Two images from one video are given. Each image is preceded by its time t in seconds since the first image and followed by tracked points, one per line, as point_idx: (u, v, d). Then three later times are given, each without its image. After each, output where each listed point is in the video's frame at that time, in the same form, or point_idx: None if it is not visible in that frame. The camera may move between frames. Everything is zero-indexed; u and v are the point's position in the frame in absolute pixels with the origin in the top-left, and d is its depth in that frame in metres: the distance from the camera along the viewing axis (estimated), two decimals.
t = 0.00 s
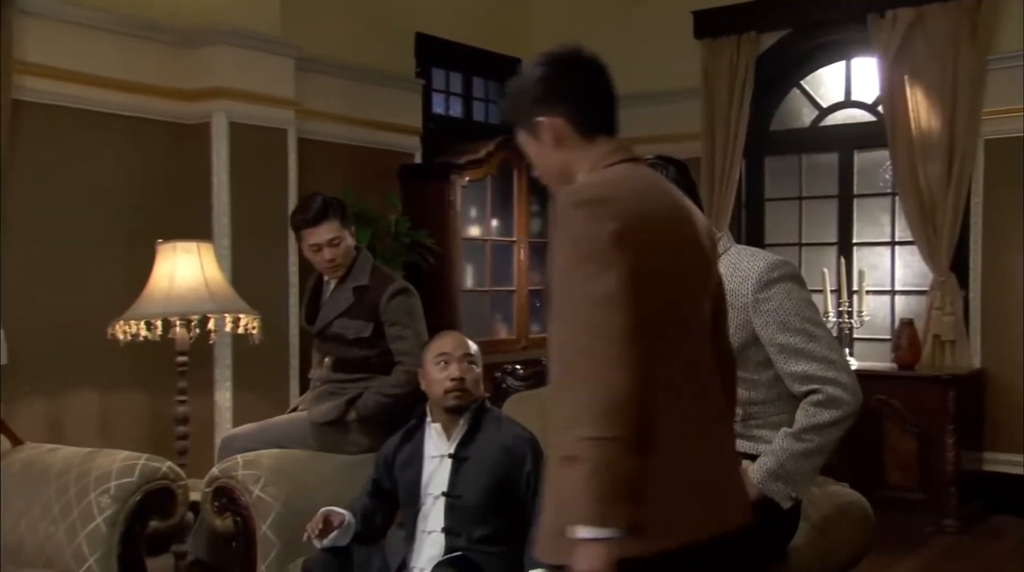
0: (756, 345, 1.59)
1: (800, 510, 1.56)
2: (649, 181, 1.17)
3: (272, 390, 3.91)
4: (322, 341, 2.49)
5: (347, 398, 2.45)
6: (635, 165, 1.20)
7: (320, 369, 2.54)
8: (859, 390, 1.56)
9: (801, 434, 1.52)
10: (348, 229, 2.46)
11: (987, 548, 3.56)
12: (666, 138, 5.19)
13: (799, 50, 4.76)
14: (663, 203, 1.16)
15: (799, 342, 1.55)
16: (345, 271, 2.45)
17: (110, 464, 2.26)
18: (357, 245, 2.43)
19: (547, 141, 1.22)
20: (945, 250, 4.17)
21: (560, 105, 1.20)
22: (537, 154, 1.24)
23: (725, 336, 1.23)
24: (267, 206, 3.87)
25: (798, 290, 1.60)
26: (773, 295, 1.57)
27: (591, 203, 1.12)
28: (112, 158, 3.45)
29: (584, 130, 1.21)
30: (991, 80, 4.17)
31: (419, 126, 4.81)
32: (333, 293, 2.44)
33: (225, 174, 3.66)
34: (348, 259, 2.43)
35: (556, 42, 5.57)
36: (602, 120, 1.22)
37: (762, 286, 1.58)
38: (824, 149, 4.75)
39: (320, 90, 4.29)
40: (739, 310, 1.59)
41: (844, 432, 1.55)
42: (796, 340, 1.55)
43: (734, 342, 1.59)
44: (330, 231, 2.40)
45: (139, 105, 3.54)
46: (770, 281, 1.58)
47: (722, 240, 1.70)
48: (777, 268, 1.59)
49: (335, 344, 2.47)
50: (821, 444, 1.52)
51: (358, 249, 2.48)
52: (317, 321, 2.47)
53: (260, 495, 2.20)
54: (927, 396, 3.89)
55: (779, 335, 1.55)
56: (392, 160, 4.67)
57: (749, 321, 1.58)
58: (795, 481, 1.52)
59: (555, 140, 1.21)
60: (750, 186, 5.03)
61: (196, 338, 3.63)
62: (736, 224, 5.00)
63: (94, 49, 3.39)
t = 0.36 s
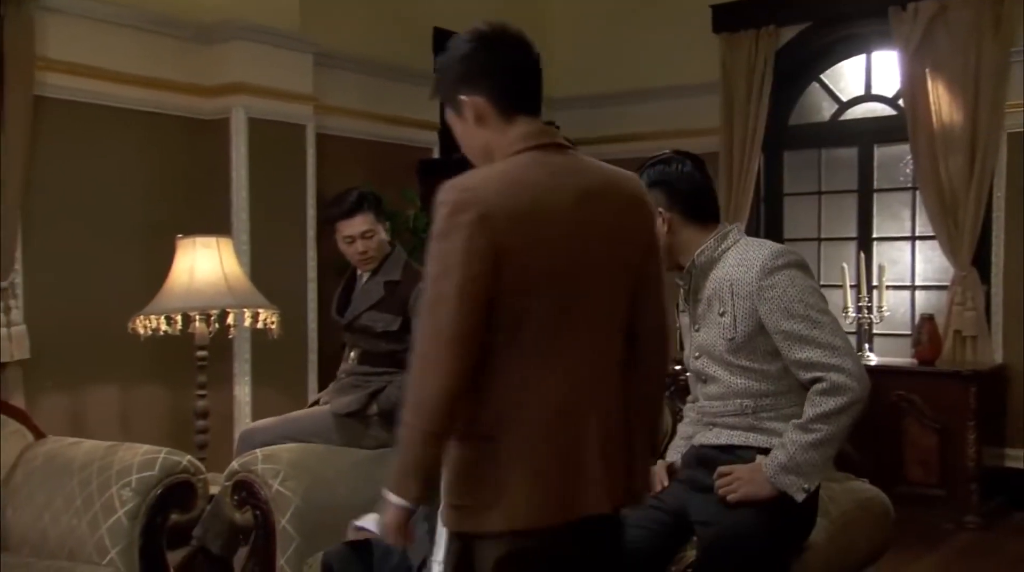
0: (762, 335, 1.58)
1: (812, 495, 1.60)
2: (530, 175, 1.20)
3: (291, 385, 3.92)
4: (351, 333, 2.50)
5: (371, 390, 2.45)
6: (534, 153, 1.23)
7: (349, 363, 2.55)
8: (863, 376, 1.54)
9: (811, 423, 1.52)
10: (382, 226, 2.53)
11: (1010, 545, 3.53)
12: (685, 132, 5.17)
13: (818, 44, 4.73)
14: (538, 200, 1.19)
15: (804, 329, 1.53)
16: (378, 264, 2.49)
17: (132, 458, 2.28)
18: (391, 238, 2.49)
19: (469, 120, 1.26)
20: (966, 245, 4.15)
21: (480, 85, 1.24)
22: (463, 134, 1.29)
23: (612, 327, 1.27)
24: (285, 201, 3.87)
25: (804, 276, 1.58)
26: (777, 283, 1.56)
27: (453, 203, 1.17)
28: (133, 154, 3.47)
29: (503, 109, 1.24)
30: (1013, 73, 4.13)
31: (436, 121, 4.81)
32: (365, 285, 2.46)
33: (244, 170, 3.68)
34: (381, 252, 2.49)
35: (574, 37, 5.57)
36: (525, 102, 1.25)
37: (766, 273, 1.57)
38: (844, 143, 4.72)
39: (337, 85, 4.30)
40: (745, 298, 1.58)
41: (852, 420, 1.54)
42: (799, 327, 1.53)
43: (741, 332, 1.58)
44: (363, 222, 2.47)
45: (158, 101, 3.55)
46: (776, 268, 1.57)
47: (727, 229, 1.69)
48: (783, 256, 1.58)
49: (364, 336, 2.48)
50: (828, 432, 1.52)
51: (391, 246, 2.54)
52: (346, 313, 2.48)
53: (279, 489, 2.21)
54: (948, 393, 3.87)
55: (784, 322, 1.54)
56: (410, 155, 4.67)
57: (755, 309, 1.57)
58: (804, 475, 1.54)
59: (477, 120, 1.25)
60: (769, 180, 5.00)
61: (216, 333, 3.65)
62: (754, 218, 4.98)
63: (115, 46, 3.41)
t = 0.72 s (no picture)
0: (778, 327, 1.57)
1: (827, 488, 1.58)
2: (482, 176, 1.36)
3: (307, 378, 3.93)
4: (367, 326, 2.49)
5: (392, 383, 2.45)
6: (484, 154, 1.38)
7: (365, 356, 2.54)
8: (880, 365, 1.53)
9: (828, 414, 1.51)
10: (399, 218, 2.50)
11: None
12: (702, 125, 5.15)
13: (837, 35, 4.70)
14: (487, 200, 1.35)
15: (819, 320, 1.52)
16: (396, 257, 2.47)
17: (150, 451, 2.29)
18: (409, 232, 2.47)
19: (422, 124, 1.42)
20: (985, 239, 4.11)
21: (432, 90, 1.39)
22: (419, 136, 1.44)
23: (560, 317, 1.42)
24: (302, 195, 3.88)
25: (819, 267, 1.57)
26: (791, 274, 1.55)
27: (409, 201, 1.33)
28: (150, 148, 3.48)
29: (453, 111, 1.40)
30: None
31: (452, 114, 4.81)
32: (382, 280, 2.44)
33: (261, 163, 3.69)
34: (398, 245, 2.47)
35: (590, 30, 5.56)
36: (474, 106, 1.41)
37: (780, 265, 1.56)
38: (862, 136, 4.69)
39: (353, 78, 4.30)
40: (759, 291, 1.57)
41: (869, 410, 1.52)
42: (813, 317, 1.52)
43: (755, 325, 1.57)
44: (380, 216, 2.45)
45: (176, 95, 3.57)
46: (789, 260, 1.56)
47: (741, 222, 1.68)
48: (797, 247, 1.58)
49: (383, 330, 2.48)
50: (845, 424, 1.51)
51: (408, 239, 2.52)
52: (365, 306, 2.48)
53: (296, 482, 2.22)
54: (967, 387, 3.84)
55: (798, 314, 1.53)
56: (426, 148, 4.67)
57: (769, 302, 1.56)
58: (822, 464, 1.52)
59: (429, 122, 1.41)
60: (786, 173, 4.97)
61: (233, 326, 3.67)
62: (771, 212, 4.96)
63: (133, 40, 3.43)
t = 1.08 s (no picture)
0: (793, 321, 1.57)
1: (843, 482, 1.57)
2: (459, 181, 1.52)
3: (320, 372, 3.94)
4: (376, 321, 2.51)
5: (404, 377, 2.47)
6: (455, 167, 1.55)
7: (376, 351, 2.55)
8: (896, 358, 1.51)
9: (844, 408, 1.49)
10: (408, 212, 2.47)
11: None
12: (715, 118, 5.13)
13: (851, 28, 4.68)
14: (471, 206, 1.51)
15: (835, 314, 1.51)
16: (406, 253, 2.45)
17: (165, 443, 2.30)
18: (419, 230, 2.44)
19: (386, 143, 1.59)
20: (1001, 232, 4.09)
21: (400, 113, 1.57)
22: (381, 153, 1.61)
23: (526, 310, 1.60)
24: (315, 189, 3.89)
25: (835, 262, 1.56)
26: (807, 269, 1.55)
27: (400, 204, 1.46)
28: (164, 142, 3.49)
29: (414, 129, 1.58)
30: None
31: (464, 108, 4.80)
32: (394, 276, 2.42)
33: (274, 157, 3.69)
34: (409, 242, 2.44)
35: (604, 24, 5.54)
36: (431, 127, 1.58)
37: (796, 259, 1.56)
38: (877, 128, 4.67)
39: (366, 72, 4.30)
40: (775, 286, 1.57)
41: (886, 405, 1.51)
42: (830, 311, 1.51)
43: (771, 319, 1.57)
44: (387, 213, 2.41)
45: (190, 89, 3.57)
46: (805, 254, 1.56)
47: (757, 217, 1.67)
48: (813, 241, 1.57)
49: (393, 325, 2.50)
50: (861, 419, 1.49)
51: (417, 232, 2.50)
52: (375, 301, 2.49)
53: (309, 475, 2.22)
54: (983, 382, 3.82)
55: (814, 308, 1.52)
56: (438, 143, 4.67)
57: (786, 296, 1.56)
58: (838, 458, 1.51)
59: (393, 140, 1.59)
60: (800, 166, 4.95)
61: (247, 320, 3.68)
62: (785, 206, 4.94)
63: (147, 33, 3.43)
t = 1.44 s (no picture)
0: (806, 313, 1.56)
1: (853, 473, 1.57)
2: (437, 173, 1.60)
3: (329, 363, 3.94)
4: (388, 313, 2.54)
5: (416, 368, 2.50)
6: (434, 159, 1.63)
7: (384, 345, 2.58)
8: (908, 348, 1.51)
9: (857, 398, 1.48)
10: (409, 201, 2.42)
11: None
12: (724, 110, 5.11)
13: (861, 19, 4.66)
14: (449, 197, 1.59)
15: (848, 305, 1.51)
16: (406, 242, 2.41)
17: (175, 435, 2.33)
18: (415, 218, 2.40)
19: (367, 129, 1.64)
20: (1012, 224, 4.06)
21: (382, 101, 1.61)
22: (361, 138, 1.65)
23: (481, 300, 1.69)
24: (323, 181, 3.89)
25: (847, 254, 1.57)
26: (820, 261, 1.54)
27: (389, 185, 1.53)
28: (173, 134, 3.50)
29: (400, 121, 1.63)
30: None
31: (472, 100, 4.80)
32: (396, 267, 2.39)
33: (283, 149, 3.69)
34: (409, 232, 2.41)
35: (613, 16, 5.52)
36: (412, 117, 1.64)
37: (809, 251, 1.56)
38: (887, 120, 4.65)
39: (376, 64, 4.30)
40: (788, 277, 1.57)
41: (900, 394, 1.50)
42: (843, 302, 1.51)
43: (783, 311, 1.57)
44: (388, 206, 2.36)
45: (199, 81, 3.57)
46: (817, 246, 1.56)
47: (766, 211, 1.67)
48: (825, 233, 1.58)
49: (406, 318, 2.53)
50: (874, 409, 1.48)
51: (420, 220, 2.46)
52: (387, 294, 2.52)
53: (318, 467, 2.22)
54: (992, 374, 3.81)
55: (827, 300, 1.52)
56: (447, 135, 4.66)
57: (798, 287, 1.56)
58: (851, 448, 1.49)
59: (374, 128, 1.63)
60: (809, 158, 4.93)
61: (256, 312, 3.69)
62: (794, 198, 4.92)
63: (155, 26, 3.43)
